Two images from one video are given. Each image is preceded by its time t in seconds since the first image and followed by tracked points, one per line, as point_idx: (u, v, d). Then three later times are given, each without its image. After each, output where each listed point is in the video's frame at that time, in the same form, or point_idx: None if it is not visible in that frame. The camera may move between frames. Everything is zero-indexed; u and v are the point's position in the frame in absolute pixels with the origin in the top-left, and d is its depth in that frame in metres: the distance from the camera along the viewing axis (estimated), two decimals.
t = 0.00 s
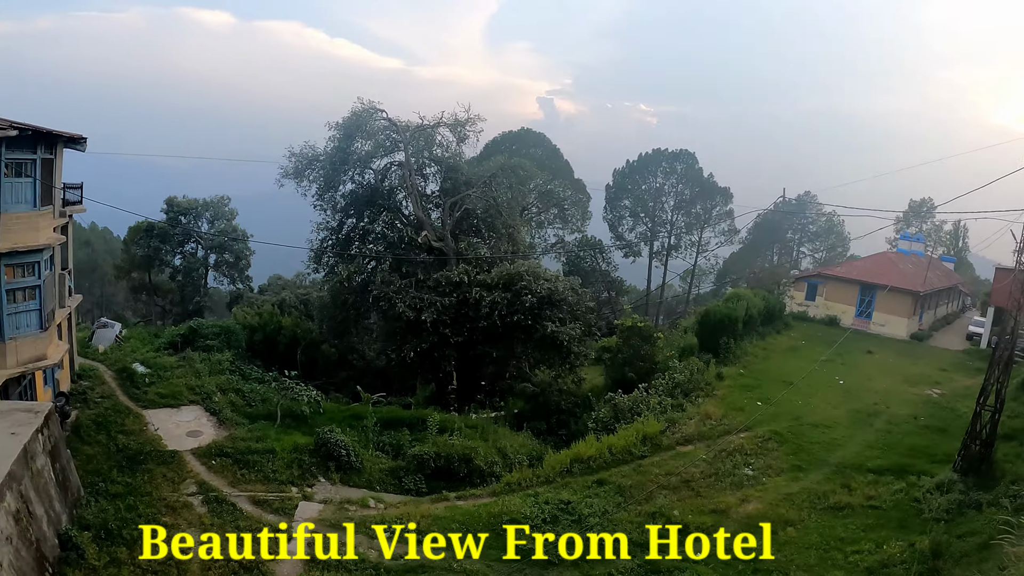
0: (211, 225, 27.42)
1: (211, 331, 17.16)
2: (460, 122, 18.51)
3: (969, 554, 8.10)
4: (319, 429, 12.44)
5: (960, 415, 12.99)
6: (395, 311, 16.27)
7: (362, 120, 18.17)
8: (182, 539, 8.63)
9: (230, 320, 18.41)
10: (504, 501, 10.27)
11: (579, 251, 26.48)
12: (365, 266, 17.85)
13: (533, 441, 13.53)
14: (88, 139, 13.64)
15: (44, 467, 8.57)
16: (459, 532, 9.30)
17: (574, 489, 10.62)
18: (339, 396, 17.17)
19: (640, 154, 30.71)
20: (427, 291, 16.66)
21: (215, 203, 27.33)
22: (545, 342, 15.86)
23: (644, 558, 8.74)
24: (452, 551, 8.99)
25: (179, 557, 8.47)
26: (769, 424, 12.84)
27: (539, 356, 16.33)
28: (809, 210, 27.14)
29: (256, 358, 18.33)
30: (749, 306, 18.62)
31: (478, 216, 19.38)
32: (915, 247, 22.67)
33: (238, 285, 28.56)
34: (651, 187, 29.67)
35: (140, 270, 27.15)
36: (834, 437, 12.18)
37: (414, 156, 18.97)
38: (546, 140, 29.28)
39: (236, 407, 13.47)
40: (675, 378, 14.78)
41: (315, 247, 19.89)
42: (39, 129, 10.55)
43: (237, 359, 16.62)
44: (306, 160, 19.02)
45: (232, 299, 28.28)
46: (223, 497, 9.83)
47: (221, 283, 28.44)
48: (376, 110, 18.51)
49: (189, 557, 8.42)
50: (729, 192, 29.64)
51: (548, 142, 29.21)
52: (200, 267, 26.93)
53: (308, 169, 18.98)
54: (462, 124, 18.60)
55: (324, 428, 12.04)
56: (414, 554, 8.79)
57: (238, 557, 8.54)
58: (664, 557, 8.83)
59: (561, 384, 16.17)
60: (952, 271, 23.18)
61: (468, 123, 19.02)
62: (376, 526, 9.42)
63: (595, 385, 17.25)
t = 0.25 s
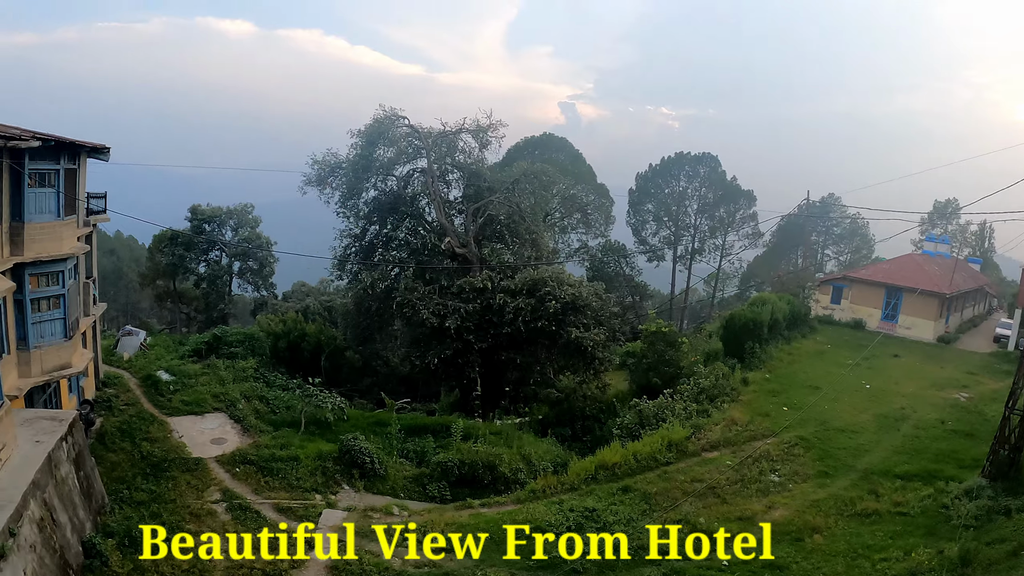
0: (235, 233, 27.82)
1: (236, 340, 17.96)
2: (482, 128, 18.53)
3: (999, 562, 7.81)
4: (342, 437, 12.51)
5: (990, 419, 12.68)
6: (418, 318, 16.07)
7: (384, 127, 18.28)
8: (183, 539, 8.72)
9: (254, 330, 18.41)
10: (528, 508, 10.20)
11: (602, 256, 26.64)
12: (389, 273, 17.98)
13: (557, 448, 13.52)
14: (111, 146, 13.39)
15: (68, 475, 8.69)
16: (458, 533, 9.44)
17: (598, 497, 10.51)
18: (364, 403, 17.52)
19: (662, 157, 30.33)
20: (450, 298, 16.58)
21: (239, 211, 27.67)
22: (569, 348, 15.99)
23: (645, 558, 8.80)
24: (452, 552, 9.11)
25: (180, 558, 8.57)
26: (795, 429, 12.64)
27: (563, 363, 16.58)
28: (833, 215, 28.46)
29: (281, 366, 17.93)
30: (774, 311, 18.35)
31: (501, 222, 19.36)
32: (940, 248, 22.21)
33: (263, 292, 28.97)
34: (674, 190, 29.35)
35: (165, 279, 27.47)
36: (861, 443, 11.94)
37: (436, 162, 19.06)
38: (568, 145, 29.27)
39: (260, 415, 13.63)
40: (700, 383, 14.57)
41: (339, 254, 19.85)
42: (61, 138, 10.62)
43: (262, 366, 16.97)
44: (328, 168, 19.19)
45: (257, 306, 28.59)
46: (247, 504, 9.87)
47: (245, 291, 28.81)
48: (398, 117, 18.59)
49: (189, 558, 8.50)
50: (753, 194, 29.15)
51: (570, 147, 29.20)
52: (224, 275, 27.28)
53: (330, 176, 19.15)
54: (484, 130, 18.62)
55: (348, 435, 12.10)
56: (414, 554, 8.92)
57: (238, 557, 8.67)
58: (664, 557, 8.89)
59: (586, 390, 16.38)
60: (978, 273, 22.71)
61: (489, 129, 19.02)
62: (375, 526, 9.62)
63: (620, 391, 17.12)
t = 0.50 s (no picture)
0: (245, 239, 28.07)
1: (248, 347, 18.01)
2: (491, 134, 18.50)
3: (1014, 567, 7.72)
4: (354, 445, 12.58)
5: (1005, 421, 12.52)
6: (430, 324, 16.22)
7: (393, 134, 18.19)
8: (182, 540, 8.87)
9: (267, 337, 18.83)
10: (541, 515, 10.16)
11: (613, 259, 26.50)
12: (399, 279, 17.98)
13: (569, 454, 13.57)
14: (121, 156, 13.54)
15: (81, 485, 8.74)
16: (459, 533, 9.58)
17: (611, 503, 10.45)
18: (375, 408, 17.82)
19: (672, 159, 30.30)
20: (462, 304, 16.67)
21: (250, 217, 27.88)
22: (581, 353, 15.87)
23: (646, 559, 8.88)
24: (452, 552, 9.25)
25: (179, 557, 8.69)
26: (808, 434, 12.54)
27: (576, 369, 16.32)
28: (842, 217, 28.32)
29: (293, 372, 18.68)
30: (785, 314, 18.23)
31: (512, 228, 19.45)
32: (952, 249, 21.98)
33: (274, 298, 29.14)
34: (684, 193, 29.29)
35: (176, 285, 27.84)
36: (874, 447, 11.82)
37: (446, 168, 19.02)
38: (578, 148, 29.19)
39: (272, 422, 13.80)
40: (712, 388, 14.49)
41: (349, 261, 19.98)
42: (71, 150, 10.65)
43: (273, 374, 17.09)
44: (338, 175, 19.16)
45: (268, 312, 28.70)
46: (260, 513, 9.88)
47: (257, 297, 28.94)
48: (407, 123, 18.59)
49: (189, 558, 8.63)
50: (763, 196, 29.15)
51: (580, 151, 29.13)
52: (236, 281, 27.57)
53: (340, 183, 19.12)
54: (494, 135, 18.60)
55: (360, 443, 12.14)
56: (414, 554, 9.12)
57: (237, 557, 8.78)
58: (664, 557, 8.98)
59: (597, 395, 16.23)
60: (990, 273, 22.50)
61: (499, 135, 18.98)
62: (376, 526, 9.86)
63: (632, 396, 17.09)
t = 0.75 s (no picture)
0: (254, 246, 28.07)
1: (258, 355, 18.30)
2: (499, 140, 18.53)
3: None
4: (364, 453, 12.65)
5: (1017, 425, 12.39)
6: (439, 331, 16.29)
7: (401, 140, 18.42)
8: (182, 540, 9.04)
9: (276, 343, 19.18)
10: (551, 523, 10.15)
11: (622, 263, 26.81)
12: (408, 286, 17.88)
13: (579, 460, 13.62)
14: (130, 167, 13.68)
15: (92, 496, 8.80)
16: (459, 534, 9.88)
17: (622, 511, 10.43)
18: (385, 414, 17.92)
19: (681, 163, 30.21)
20: (471, 310, 16.63)
21: (259, 224, 27.95)
22: (590, 358, 15.76)
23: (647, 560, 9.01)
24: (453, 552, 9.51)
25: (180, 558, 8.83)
26: (819, 439, 12.46)
27: (587, 376, 16.14)
28: (851, 218, 28.07)
29: (303, 380, 18.85)
30: (795, 318, 18.11)
31: (521, 235, 19.45)
32: (961, 251, 21.82)
33: (283, 306, 28.94)
34: (692, 197, 29.29)
35: (185, 291, 28.24)
36: (884, 452, 11.73)
37: (454, 175, 19.09)
38: (585, 153, 29.15)
39: (281, 431, 14.02)
40: (722, 394, 14.44)
41: (359, 267, 20.33)
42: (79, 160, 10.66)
43: (283, 382, 17.44)
44: (347, 183, 19.46)
45: (277, 319, 28.72)
46: (271, 522, 9.92)
47: (265, 303, 28.92)
48: (415, 131, 18.69)
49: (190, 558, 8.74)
50: (772, 199, 28.90)
51: (588, 155, 29.11)
52: (245, 288, 27.65)
53: (348, 191, 19.42)
54: (502, 141, 18.62)
55: (370, 452, 12.19)
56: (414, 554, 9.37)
57: (237, 557, 8.97)
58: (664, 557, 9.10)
59: (608, 400, 16.06)
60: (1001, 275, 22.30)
61: (507, 141, 19.02)
62: (375, 527, 10.21)
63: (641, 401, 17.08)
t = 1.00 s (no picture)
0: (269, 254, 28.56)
1: (272, 364, 18.44)
2: (511, 147, 18.55)
3: None
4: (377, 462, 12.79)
5: None
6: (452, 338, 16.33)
7: (414, 148, 18.45)
8: (182, 541, 9.40)
9: (290, 352, 19.36)
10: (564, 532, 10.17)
11: (634, 269, 27.15)
12: (420, 294, 18.01)
13: (593, 467, 13.64)
14: (143, 176, 13.73)
15: (107, 505, 9.20)
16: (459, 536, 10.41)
17: (635, 519, 10.43)
18: (398, 422, 17.84)
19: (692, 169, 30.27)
20: (484, 318, 16.61)
21: (273, 232, 28.47)
22: (603, 366, 15.82)
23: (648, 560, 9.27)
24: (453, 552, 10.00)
25: (180, 557, 9.21)
26: (833, 446, 12.37)
27: (601, 383, 16.17)
28: (864, 222, 27.98)
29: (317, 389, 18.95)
30: (808, 324, 17.99)
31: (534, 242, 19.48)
32: (975, 254, 21.59)
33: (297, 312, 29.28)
34: (704, 202, 29.30)
35: (199, 299, 28.59)
36: (898, 458, 11.61)
37: (467, 182, 19.13)
38: (597, 158, 29.09)
39: (295, 438, 14.18)
40: (735, 400, 14.38)
41: (371, 275, 20.27)
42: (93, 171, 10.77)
43: (296, 390, 17.60)
44: (359, 191, 19.44)
45: (291, 325, 28.94)
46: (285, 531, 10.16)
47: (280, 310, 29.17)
48: (427, 139, 18.76)
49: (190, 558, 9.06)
50: (784, 204, 28.71)
51: (599, 160, 29.09)
52: (258, 295, 27.72)
53: (361, 199, 19.40)
54: (515, 149, 18.65)
55: (383, 460, 12.37)
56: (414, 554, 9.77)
57: (237, 557, 9.31)
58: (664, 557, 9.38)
59: (621, 407, 16.13)
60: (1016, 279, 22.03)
61: (519, 148, 19.05)
62: (376, 526, 10.72)
63: (654, 408, 16.99)
